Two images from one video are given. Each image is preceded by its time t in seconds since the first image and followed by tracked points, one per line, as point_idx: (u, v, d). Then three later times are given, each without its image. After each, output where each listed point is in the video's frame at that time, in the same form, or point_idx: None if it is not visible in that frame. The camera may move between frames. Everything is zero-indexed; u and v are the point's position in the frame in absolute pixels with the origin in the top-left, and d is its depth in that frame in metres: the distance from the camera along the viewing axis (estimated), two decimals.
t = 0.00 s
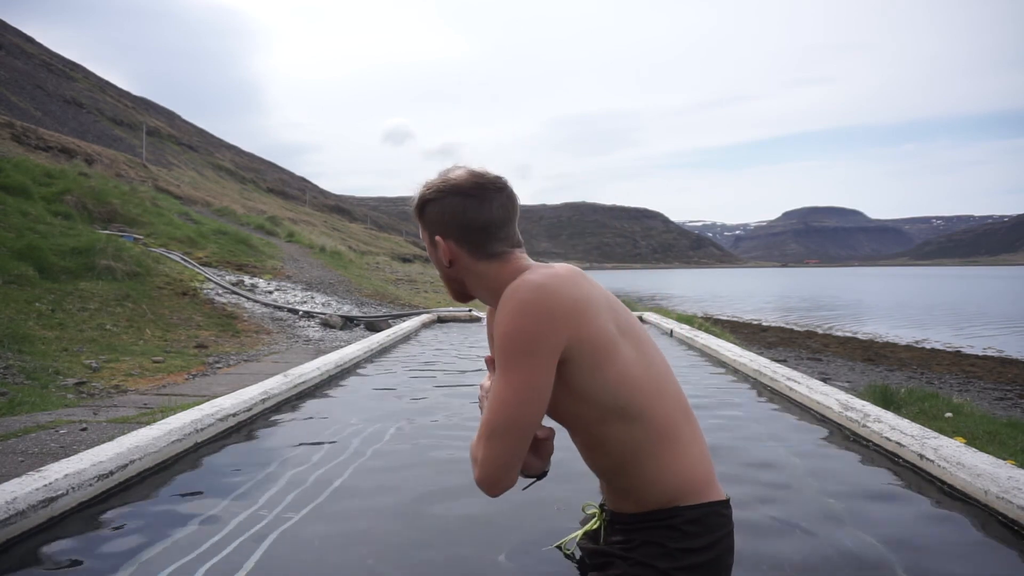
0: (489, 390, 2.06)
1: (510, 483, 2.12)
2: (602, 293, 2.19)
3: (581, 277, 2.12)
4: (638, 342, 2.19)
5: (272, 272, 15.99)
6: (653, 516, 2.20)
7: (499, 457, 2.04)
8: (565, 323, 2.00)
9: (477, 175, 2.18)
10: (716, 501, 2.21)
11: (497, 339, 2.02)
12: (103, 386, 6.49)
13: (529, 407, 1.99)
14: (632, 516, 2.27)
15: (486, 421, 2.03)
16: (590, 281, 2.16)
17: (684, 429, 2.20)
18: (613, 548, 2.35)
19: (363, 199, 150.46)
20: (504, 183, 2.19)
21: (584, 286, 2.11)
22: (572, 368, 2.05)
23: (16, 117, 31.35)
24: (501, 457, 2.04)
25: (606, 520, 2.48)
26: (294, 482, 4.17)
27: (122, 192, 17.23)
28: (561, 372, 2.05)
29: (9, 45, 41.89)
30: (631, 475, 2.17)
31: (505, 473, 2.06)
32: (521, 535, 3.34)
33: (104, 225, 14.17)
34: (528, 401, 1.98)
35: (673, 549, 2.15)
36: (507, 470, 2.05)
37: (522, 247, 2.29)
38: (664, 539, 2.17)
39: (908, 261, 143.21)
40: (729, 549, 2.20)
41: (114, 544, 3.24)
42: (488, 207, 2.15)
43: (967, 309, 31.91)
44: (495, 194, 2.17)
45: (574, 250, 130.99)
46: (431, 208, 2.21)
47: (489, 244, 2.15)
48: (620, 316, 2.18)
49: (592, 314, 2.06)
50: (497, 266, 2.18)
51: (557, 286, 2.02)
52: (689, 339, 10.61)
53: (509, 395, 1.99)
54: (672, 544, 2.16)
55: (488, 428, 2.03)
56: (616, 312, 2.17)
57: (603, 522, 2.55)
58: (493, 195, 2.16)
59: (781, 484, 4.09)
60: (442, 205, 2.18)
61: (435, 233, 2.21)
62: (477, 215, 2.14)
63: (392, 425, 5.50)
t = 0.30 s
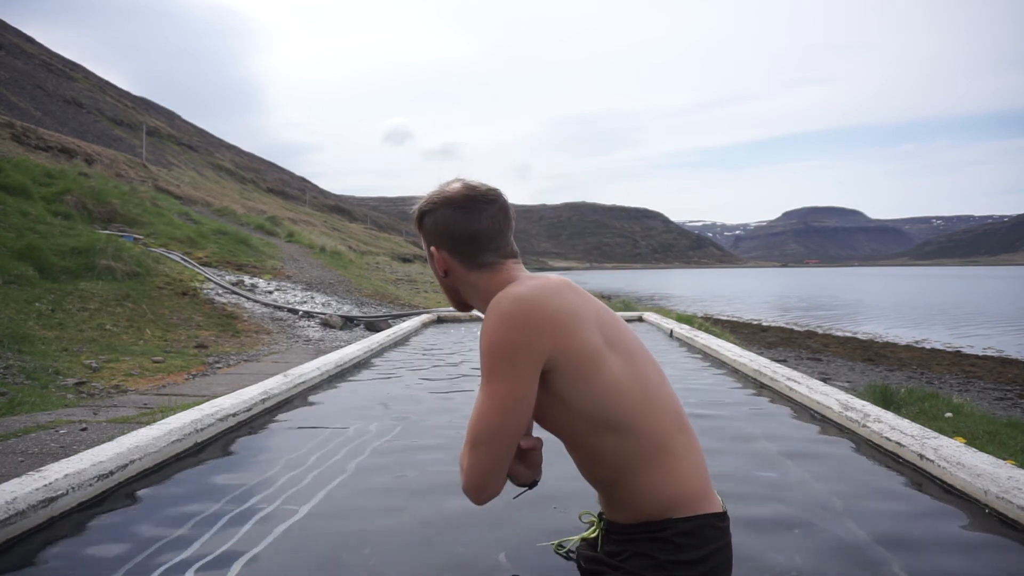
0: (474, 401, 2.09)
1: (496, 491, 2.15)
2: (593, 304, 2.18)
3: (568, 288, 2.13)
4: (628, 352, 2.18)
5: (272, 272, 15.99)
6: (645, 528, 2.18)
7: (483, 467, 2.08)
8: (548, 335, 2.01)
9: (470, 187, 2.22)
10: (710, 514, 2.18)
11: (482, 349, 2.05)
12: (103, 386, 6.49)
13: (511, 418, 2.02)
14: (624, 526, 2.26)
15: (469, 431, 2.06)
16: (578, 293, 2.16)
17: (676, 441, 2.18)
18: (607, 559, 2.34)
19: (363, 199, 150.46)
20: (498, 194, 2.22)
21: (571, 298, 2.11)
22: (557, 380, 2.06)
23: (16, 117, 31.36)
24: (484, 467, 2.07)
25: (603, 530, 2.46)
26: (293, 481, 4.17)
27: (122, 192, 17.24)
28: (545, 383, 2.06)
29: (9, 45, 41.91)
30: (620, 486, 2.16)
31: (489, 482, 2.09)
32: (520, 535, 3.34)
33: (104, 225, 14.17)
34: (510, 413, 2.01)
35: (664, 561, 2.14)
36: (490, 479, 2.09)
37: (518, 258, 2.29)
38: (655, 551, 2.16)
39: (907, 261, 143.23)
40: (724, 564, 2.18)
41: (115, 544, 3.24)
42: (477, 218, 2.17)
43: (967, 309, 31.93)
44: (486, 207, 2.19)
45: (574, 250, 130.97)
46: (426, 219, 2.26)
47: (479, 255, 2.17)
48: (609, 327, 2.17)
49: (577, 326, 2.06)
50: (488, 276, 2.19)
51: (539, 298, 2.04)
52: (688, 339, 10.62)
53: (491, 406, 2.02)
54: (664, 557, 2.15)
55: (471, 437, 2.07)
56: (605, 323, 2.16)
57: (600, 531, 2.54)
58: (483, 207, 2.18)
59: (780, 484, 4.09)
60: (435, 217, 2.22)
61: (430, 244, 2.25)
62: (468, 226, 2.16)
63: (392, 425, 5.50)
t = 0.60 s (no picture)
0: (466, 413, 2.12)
1: (487, 500, 2.18)
2: (588, 315, 2.18)
3: (562, 299, 2.13)
4: (623, 363, 2.17)
5: (272, 272, 15.99)
6: (642, 540, 2.18)
7: (473, 477, 2.11)
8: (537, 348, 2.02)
9: (472, 195, 2.23)
10: (705, 527, 2.17)
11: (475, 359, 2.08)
12: (103, 386, 6.49)
13: (500, 430, 2.04)
14: (620, 538, 2.26)
15: (460, 441, 2.09)
16: (572, 304, 2.16)
17: (672, 454, 2.16)
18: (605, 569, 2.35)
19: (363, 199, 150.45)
20: (499, 203, 2.23)
21: (565, 310, 2.11)
22: (548, 391, 2.07)
23: (16, 117, 31.36)
24: (474, 477, 2.10)
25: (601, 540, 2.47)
26: (293, 481, 4.18)
27: (122, 192, 17.24)
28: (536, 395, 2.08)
29: (9, 45, 41.91)
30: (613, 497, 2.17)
31: (481, 489, 2.12)
32: (520, 535, 3.35)
33: (104, 225, 14.17)
34: (499, 424, 2.03)
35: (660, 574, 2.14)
36: (479, 488, 2.12)
37: (517, 267, 2.31)
38: (650, 563, 2.16)
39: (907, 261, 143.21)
40: None
41: (115, 544, 3.23)
42: (477, 226, 2.18)
43: (967, 309, 31.92)
44: (485, 215, 2.19)
45: (574, 250, 130.97)
46: (427, 226, 2.27)
47: (478, 264, 2.19)
48: (604, 337, 2.16)
49: (569, 338, 2.06)
50: (486, 285, 2.21)
51: (530, 309, 2.04)
52: (688, 339, 10.62)
53: (481, 418, 2.04)
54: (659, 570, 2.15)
55: (462, 447, 2.10)
56: (599, 334, 2.15)
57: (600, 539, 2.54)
58: (483, 215, 2.19)
59: (780, 484, 4.09)
60: (437, 224, 2.23)
61: (431, 251, 2.26)
62: (469, 234, 2.17)
63: (392, 425, 5.50)
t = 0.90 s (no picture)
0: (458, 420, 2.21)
1: (476, 506, 2.27)
2: (580, 325, 2.19)
3: (551, 308, 2.16)
4: (615, 374, 2.16)
5: (272, 272, 15.99)
6: (634, 553, 2.19)
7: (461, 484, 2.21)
8: (521, 357, 2.07)
9: (470, 203, 2.26)
10: (700, 541, 2.14)
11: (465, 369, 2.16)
12: (103, 386, 6.49)
13: (485, 440, 2.12)
14: (615, 548, 2.27)
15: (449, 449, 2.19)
16: (563, 313, 2.18)
17: (665, 466, 2.14)
18: None
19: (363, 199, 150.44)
20: (498, 211, 2.26)
21: (553, 320, 2.14)
22: (534, 401, 2.12)
23: (16, 117, 31.36)
24: (461, 485, 2.20)
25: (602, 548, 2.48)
26: (294, 481, 4.17)
27: (122, 193, 17.24)
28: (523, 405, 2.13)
29: (9, 45, 41.94)
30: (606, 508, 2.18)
31: (469, 495, 2.22)
32: (518, 535, 3.35)
33: (104, 225, 14.17)
34: (484, 434, 2.11)
35: None
36: (466, 495, 2.22)
37: (518, 275, 2.34)
38: None
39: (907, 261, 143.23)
40: None
41: (115, 544, 3.23)
42: (475, 235, 2.22)
43: (967, 309, 31.93)
44: (484, 225, 2.22)
45: (574, 250, 130.96)
46: (428, 233, 2.31)
47: (475, 272, 2.23)
48: (596, 346, 2.17)
49: (555, 349, 2.09)
50: (484, 293, 2.26)
51: (515, 320, 2.09)
52: (688, 339, 10.62)
53: (467, 428, 2.12)
54: None
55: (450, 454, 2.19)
56: (591, 343, 2.16)
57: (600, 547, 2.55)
58: (482, 225, 2.22)
59: (780, 484, 4.09)
60: (437, 231, 2.26)
61: (432, 257, 2.31)
62: (467, 243, 2.21)
63: (393, 425, 5.50)
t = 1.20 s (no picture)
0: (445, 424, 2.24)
1: (463, 508, 2.32)
2: (571, 332, 2.17)
3: (539, 313, 2.15)
4: (605, 381, 2.15)
5: (272, 272, 15.99)
6: (623, 559, 2.21)
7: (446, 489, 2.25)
8: (506, 363, 2.09)
9: (473, 206, 2.26)
10: (687, 552, 2.15)
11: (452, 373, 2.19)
12: (103, 386, 6.49)
13: (469, 444, 2.15)
14: (604, 554, 2.31)
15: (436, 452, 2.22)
16: (552, 319, 2.17)
17: (654, 477, 2.13)
18: None
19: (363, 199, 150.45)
20: (500, 215, 2.26)
21: (542, 327, 2.13)
22: (520, 406, 2.14)
23: (16, 117, 31.37)
24: (447, 489, 2.24)
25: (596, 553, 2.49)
26: (293, 481, 4.17)
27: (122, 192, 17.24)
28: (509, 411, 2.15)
29: (9, 45, 41.93)
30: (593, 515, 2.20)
31: (454, 498, 2.27)
32: (518, 535, 3.34)
33: (104, 225, 14.18)
34: (469, 438, 2.15)
35: None
36: (452, 499, 2.26)
37: (517, 279, 2.34)
38: None
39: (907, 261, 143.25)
40: None
41: (115, 544, 3.23)
42: (474, 239, 2.22)
43: (967, 309, 31.92)
44: (484, 228, 2.22)
45: (574, 250, 130.93)
46: (430, 233, 2.31)
47: (472, 276, 2.24)
48: (585, 353, 2.15)
49: (541, 356, 2.10)
50: (479, 296, 2.27)
51: (501, 326, 2.10)
52: (688, 339, 10.63)
53: (452, 433, 2.15)
54: None
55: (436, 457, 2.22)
56: (579, 350, 2.15)
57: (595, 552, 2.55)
58: (483, 228, 2.22)
59: (780, 484, 4.09)
60: (438, 232, 2.27)
61: (433, 258, 2.32)
62: (466, 246, 2.21)
63: (393, 425, 5.50)
